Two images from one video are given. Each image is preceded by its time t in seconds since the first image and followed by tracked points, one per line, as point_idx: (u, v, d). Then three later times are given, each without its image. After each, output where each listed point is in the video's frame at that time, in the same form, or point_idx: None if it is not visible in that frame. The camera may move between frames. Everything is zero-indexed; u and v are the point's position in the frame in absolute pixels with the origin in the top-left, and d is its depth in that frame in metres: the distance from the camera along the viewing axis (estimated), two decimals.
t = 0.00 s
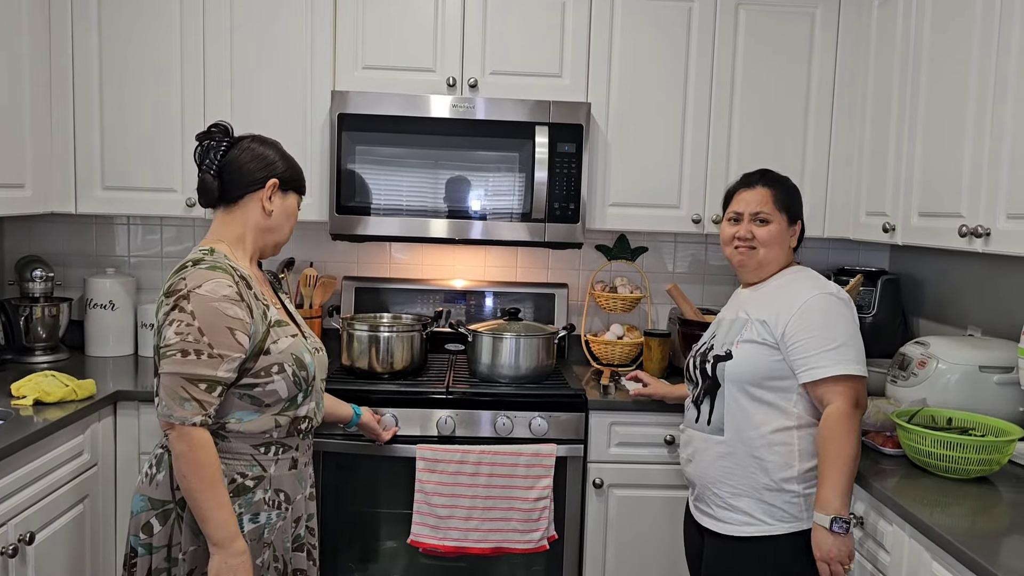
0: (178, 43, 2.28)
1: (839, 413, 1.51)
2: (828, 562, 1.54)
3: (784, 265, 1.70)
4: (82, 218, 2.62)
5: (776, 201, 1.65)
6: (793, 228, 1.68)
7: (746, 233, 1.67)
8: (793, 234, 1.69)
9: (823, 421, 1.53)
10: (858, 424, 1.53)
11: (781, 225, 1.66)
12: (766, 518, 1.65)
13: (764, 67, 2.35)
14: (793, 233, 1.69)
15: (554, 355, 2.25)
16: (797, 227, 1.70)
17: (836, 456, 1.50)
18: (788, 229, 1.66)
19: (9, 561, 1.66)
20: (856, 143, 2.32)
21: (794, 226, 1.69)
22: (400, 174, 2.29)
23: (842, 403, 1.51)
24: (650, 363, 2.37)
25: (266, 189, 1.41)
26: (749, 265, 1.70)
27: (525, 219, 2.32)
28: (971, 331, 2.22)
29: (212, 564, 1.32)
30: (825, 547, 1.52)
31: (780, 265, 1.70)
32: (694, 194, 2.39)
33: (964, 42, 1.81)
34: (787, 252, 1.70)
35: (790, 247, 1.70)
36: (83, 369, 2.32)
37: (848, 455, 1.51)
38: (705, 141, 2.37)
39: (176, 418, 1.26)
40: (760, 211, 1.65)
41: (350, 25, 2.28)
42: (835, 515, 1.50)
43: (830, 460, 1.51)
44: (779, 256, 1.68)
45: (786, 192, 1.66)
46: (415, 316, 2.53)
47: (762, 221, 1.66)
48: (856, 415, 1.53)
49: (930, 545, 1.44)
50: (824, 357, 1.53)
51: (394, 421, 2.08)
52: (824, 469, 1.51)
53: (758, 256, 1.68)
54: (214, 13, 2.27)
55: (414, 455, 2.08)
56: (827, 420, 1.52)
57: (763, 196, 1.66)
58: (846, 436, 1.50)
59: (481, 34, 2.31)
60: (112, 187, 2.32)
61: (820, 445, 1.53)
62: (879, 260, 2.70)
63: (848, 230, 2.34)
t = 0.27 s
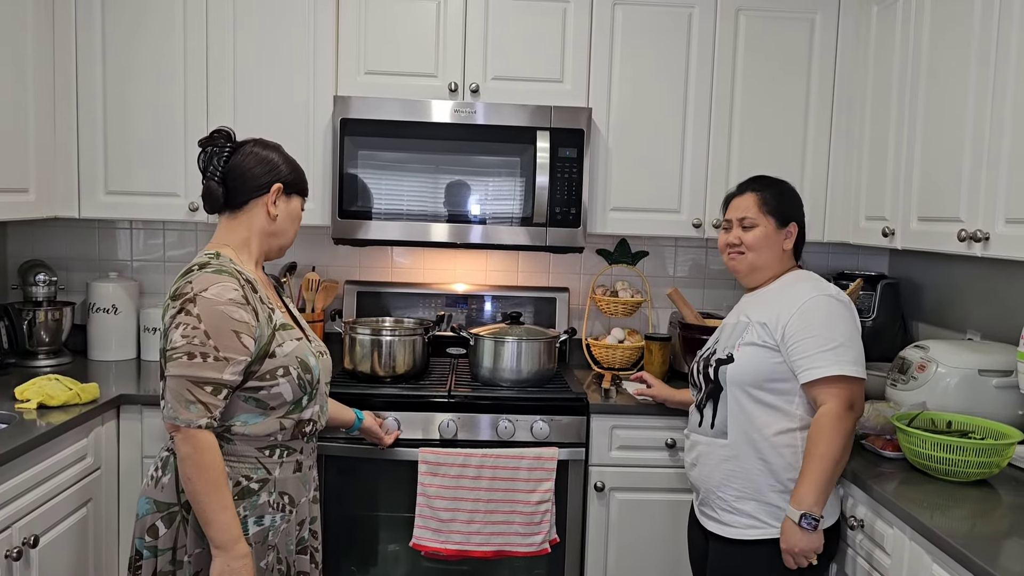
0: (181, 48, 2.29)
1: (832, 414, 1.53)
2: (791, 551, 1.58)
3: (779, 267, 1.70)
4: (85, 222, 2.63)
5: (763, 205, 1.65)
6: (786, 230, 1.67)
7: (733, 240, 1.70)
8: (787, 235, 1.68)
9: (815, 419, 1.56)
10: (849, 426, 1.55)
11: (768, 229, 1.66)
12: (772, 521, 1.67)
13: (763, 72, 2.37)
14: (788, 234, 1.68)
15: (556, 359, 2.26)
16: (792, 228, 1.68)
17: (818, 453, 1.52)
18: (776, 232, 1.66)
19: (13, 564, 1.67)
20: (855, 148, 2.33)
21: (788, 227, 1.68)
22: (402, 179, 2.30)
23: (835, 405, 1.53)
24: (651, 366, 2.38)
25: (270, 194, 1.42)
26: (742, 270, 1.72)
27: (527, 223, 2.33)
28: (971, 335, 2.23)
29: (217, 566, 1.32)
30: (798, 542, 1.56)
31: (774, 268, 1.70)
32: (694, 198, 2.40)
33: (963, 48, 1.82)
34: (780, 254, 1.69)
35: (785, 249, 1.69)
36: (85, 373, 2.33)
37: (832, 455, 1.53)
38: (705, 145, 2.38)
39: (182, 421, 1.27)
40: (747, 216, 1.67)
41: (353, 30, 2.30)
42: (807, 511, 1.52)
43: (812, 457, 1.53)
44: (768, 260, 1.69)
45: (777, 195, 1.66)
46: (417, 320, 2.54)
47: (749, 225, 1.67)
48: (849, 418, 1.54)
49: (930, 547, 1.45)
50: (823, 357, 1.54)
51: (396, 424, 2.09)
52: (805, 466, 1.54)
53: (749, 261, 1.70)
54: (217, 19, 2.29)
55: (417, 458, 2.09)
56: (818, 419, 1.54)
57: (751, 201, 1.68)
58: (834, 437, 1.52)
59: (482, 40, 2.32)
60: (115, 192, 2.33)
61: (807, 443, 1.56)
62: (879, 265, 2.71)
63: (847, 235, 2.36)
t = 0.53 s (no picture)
0: (188, 53, 2.31)
1: (826, 417, 1.54)
2: (767, 544, 1.60)
3: (776, 270, 1.70)
4: (91, 225, 2.64)
5: (749, 212, 1.68)
6: (774, 233, 1.66)
7: (728, 248, 1.74)
8: (777, 238, 1.66)
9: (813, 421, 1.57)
10: (847, 430, 1.55)
11: (754, 234, 1.67)
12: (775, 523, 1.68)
13: (767, 77, 2.38)
14: (778, 236, 1.67)
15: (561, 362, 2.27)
16: (783, 230, 1.66)
17: (807, 454, 1.53)
18: (761, 236, 1.66)
19: (22, 566, 1.68)
20: (859, 153, 2.34)
21: (777, 230, 1.66)
22: (408, 183, 2.31)
23: (831, 409, 1.54)
24: (655, 369, 2.43)
25: (282, 198, 1.43)
26: (741, 276, 1.74)
27: (533, 227, 2.34)
28: (975, 339, 2.23)
29: (230, 566, 1.33)
30: (775, 539, 1.57)
31: (770, 271, 1.70)
32: (699, 202, 2.41)
33: (967, 54, 1.83)
34: (771, 257, 1.69)
35: (776, 251, 1.68)
36: (92, 376, 2.33)
37: (824, 457, 1.53)
38: (710, 149, 2.39)
39: (194, 421, 1.28)
40: (735, 224, 1.70)
41: (359, 35, 2.31)
42: (789, 509, 1.53)
43: (802, 458, 1.54)
44: (759, 264, 1.69)
45: (771, 199, 1.66)
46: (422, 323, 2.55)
47: (737, 233, 1.71)
48: (847, 424, 1.55)
49: (935, 550, 1.46)
50: (825, 360, 1.55)
51: (402, 427, 2.10)
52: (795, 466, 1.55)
53: (742, 267, 1.72)
54: (224, 23, 2.30)
55: (423, 461, 2.10)
56: (814, 422, 1.55)
57: (742, 209, 1.70)
58: (827, 440, 1.53)
59: (488, 45, 2.33)
60: (123, 196, 2.34)
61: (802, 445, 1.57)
62: (883, 269, 2.72)
63: (851, 239, 2.37)
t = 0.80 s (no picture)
0: (195, 57, 2.31)
1: (831, 425, 1.54)
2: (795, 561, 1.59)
3: (775, 274, 1.70)
4: (98, 229, 2.64)
5: (748, 215, 1.69)
6: (772, 236, 1.66)
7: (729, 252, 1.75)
8: (775, 241, 1.67)
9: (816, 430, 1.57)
10: (852, 436, 1.55)
11: (752, 237, 1.68)
12: (778, 526, 1.68)
13: (772, 82, 2.38)
14: (776, 240, 1.67)
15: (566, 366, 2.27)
16: (781, 233, 1.66)
17: (817, 465, 1.54)
18: (759, 239, 1.67)
19: (29, 568, 1.68)
20: (865, 156, 2.35)
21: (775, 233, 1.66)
22: (414, 187, 2.32)
23: (834, 416, 1.54)
24: (660, 373, 2.42)
25: (290, 202, 1.44)
26: (743, 280, 1.75)
27: (538, 231, 2.34)
28: (980, 342, 2.24)
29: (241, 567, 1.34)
30: (801, 552, 1.57)
31: (769, 275, 1.70)
32: (704, 206, 2.41)
33: (973, 58, 1.84)
34: (770, 261, 1.69)
35: (775, 255, 1.68)
36: (98, 379, 2.34)
37: (834, 466, 1.53)
38: (715, 152, 2.40)
39: (205, 422, 1.28)
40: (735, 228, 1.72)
41: (365, 39, 2.32)
42: (807, 521, 1.53)
43: (813, 468, 1.54)
44: (758, 268, 1.70)
45: (773, 202, 1.67)
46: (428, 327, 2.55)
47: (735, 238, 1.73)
48: (849, 428, 1.55)
49: (943, 553, 1.46)
50: (826, 364, 1.55)
51: (408, 430, 2.10)
52: (808, 477, 1.55)
53: (742, 270, 1.73)
54: (231, 27, 2.31)
55: (428, 464, 2.10)
56: (819, 430, 1.55)
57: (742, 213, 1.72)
58: (834, 446, 1.53)
59: (494, 49, 2.34)
60: (129, 199, 2.35)
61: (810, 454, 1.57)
62: (887, 273, 2.72)
63: (856, 243, 2.37)
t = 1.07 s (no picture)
0: (200, 62, 2.32)
1: (831, 430, 1.54)
2: (793, 564, 1.59)
3: (774, 279, 1.70)
4: (102, 234, 2.65)
5: (745, 221, 1.69)
6: (769, 241, 1.67)
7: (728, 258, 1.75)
8: (772, 246, 1.67)
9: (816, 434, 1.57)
10: (851, 441, 1.55)
11: (749, 242, 1.68)
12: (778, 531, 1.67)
13: (776, 87, 2.39)
14: (774, 244, 1.67)
15: (570, 371, 2.27)
16: (778, 238, 1.66)
17: (817, 469, 1.54)
18: (756, 244, 1.67)
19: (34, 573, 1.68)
20: (868, 162, 2.35)
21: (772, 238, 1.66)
22: (417, 192, 2.32)
23: (835, 421, 1.54)
24: (664, 377, 2.43)
25: (294, 208, 1.44)
26: (742, 286, 1.74)
27: (542, 235, 2.34)
28: (984, 347, 2.23)
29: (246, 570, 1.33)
30: (799, 556, 1.56)
31: (768, 280, 1.70)
32: (708, 211, 2.41)
33: (977, 64, 1.84)
34: (768, 266, 1.69)
35: (772, 259, 1.68)
36: (102, 384, 2.34)
37: (833, 471, 1.53)
38: (719, 157, 2.40)
39: (210, 425, 1.28)
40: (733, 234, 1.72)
41: (370, 45, 2.32)
42: (806, 525, 1.53)
43: (813, 473, 1.54)
44: (756, 273, 1.70)
45: (770, 207, 1.67)
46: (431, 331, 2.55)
47: (733, 244, 1.73)
48: (850, 434, 1.55)
49: (949, 559, 1.46)
50: (826, 370, 1.54)
51: (412, 435, 2.10)
52: (807, 481, 1.55)
53: (740, 276, 1.73)
54: (236, 33, 2.31)
55: (432, 469, 2.10)
56: (819, 434, 1.55)
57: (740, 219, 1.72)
58: (833, 452, 1.53)
59: (498, 54, 2.34)
60: (134, 204, 2.35)
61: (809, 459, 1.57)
62: (891, 278, 2.72)
63: (860, 248, 2.37)
